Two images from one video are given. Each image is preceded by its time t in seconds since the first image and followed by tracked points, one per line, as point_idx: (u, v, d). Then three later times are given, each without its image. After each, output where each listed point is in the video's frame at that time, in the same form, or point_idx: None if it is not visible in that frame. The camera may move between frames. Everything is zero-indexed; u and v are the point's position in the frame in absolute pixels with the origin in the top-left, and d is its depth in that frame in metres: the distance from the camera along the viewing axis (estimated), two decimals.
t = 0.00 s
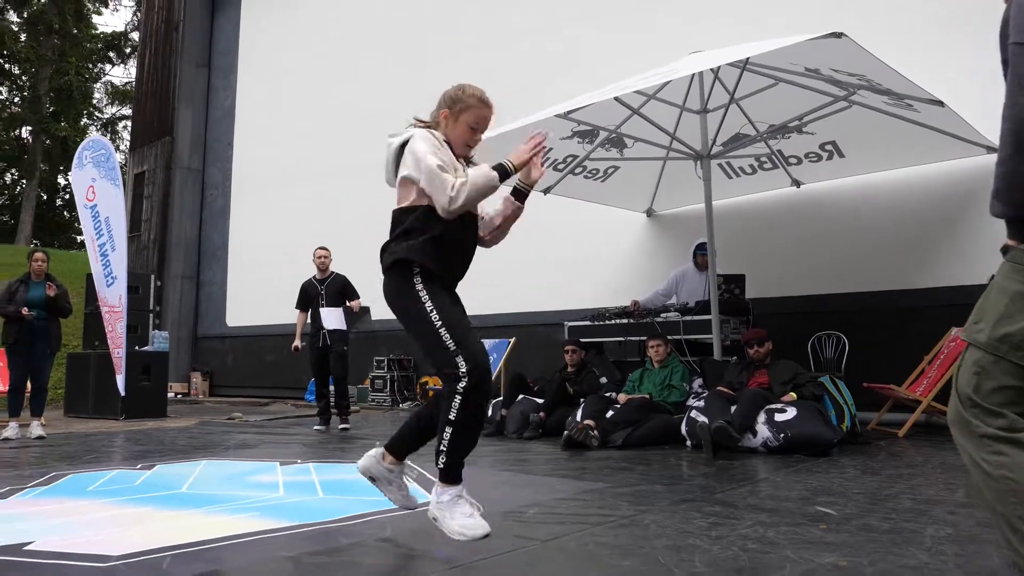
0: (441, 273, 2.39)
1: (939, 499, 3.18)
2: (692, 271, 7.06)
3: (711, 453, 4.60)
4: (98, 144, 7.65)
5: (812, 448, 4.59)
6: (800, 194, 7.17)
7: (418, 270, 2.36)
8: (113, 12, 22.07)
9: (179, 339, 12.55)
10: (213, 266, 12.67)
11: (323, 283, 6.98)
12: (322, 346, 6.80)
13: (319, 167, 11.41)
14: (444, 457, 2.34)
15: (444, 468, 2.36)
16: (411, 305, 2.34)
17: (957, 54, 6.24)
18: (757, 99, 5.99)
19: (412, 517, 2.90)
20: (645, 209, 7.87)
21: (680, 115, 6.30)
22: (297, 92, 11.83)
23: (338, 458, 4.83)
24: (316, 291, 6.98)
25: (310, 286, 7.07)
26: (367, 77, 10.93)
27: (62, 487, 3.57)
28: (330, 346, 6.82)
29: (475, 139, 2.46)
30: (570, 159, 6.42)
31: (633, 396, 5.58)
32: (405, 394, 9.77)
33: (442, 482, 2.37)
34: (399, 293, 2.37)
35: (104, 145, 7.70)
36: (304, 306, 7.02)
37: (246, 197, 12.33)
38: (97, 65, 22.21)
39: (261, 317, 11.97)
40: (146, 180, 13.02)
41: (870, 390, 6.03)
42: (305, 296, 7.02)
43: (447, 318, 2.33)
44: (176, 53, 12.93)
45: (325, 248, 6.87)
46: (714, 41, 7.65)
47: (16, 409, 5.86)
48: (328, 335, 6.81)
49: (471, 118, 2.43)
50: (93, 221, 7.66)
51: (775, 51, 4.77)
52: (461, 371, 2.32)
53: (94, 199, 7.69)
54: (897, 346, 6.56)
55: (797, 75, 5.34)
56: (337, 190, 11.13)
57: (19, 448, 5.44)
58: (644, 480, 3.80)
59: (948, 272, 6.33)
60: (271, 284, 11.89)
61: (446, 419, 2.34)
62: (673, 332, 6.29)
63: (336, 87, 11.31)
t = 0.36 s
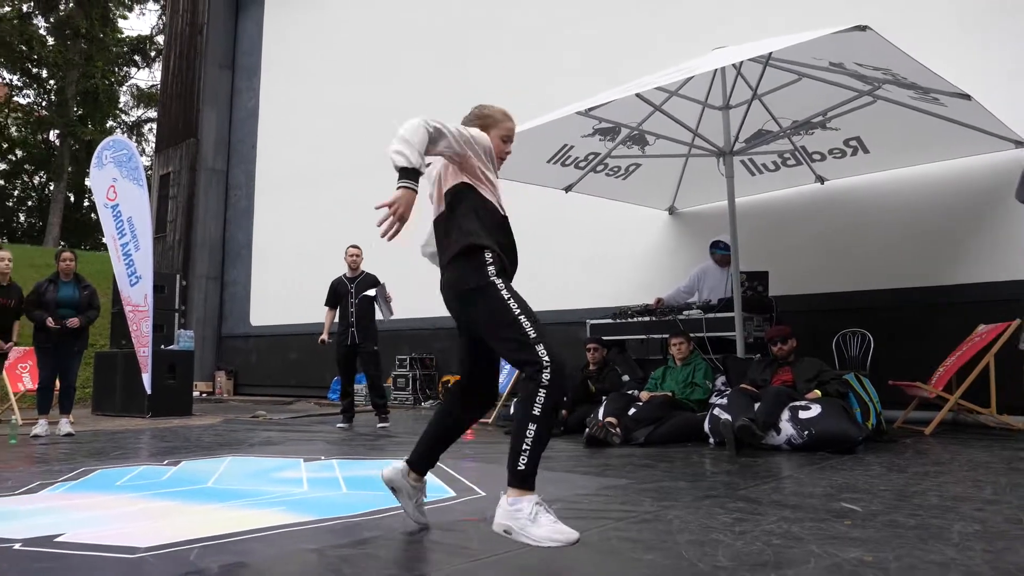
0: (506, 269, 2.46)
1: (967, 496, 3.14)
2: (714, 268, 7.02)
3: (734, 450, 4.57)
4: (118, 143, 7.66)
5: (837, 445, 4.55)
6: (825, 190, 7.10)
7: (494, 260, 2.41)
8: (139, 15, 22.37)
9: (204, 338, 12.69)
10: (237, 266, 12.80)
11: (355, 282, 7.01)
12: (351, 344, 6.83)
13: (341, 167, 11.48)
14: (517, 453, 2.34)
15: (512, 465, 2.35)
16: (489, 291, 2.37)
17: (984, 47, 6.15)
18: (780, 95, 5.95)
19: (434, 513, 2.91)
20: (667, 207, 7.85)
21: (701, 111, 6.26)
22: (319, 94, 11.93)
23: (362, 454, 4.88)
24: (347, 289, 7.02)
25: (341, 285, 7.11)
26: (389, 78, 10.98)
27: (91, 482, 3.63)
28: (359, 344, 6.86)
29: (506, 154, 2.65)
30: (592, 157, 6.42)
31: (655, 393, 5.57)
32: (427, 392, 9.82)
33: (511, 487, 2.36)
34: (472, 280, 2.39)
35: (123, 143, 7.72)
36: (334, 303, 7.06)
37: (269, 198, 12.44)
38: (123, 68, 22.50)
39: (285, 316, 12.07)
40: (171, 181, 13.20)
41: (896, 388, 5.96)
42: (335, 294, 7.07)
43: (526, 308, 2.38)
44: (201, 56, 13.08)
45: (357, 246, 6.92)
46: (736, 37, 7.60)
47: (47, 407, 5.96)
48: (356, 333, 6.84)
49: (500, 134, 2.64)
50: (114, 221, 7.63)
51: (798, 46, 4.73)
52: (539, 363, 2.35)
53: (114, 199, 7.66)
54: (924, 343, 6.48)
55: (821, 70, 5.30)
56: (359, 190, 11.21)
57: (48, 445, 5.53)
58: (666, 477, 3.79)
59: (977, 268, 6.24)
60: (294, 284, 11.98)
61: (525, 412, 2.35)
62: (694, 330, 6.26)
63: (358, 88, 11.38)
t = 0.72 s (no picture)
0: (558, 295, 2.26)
1: (973, 496, 3.13)
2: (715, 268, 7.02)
3: (740, 451, 4.56)
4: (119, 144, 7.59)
5: (843, 445, 4.54)
6: (832, 189, 7.07)
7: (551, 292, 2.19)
8: (144, 19, 22.45)
9: (211, 340, 12.73)
10: (243, 268, 12.84)
11: (376, 282, 6.95)
12: (368, 344, 6.78)
13: (346, 169, 11.50)
14: (523, 500, 2.10)
15: (518, 514, 2.10)
16: (544, 325, 2.14)
17: (990, 46, 6.12)
18: (785, 94, 5.93)
19: (439, 514, 2.91)
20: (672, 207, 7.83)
21: (706, 111, 6.25)
22: (324, 95, 11.94)
23: (368, 456, 4.88)
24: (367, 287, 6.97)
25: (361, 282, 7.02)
26: (394, 79, 11.00)
27: (97, 485, 3.64)
28: (376, 344, 6.80)
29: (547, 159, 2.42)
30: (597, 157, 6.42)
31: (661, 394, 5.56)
32: (433, 393, 9.82)
33: (507, 525, 2.11)
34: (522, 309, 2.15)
35: (123, 144, 7.65)
36: (355, 303, 7.03)
37: (275, 200, 12.47)
38: (129, 71, 22.57)
39: (291, 317, 12.09)
40: (177, 184, 13.24)
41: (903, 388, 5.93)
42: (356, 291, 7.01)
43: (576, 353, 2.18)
44: (207, 59, 13.11)
45: (381, 247, 6.90)
46: (741, 37, 7.59)
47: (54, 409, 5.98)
48: (373, 333, 6.78)
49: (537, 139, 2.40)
50: (115, 223, 7.57)
51: (803, 45, 4.72)
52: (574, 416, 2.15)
53: (116, 199, 7.59)
54: (931, 342, 6.45)
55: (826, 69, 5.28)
56: (364, 192, 11.22)
57: (55, 447, 5.55)
58: (672, 477, 3.78)
59: (986, 267, 6.20)
60: (300, 285, 12.01)
61: (551, 465, 2.12)
62: (701, 330, 6.28)
63: (363, 90, 11.40)
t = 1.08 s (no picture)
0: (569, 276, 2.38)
1: (962, 496, 3.14)
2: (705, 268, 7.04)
3: (732, 451, 4.57)
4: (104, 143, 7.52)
5: (835, 446, 4.56)
6: (825, 190, 7.09)
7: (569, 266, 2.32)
8: (137, 18, 22.36)
9: (203, 341, 12.68)
10: (236, 268, 12.81)
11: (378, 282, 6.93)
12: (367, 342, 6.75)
13: (339, 169, 11.48)
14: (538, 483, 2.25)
15: (532, 496, 2.26)
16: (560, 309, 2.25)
17: (982, 48, 6.15)
18: (777, 95, 5.94)
19: (430, 515, 2.91)
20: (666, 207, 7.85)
21: (699, 112, 6.26)
22: (317, 96, 11.92)
23: (361, 457, 4.88)
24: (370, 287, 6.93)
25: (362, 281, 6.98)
26: (387, 80, 10.98)
27: (88, 487, 3.62)
28: (376, 345, 6.79)
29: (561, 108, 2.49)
30: (590, 157, 6.41)
31: (653, 394, 5.57)
32: (426, 394, 9.81)
33: (523, 509, 2.27)
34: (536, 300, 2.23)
35: (108, 142, 7.57)
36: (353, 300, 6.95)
37: (268, 200, 12.44)
38: (121, 71, 22.48)
39: (285, 318, 12.06)
40: (169, 184, 13.20)
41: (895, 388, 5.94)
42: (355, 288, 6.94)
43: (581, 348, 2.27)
44: (200, 59, 13.07)
45: (386, 247, 6.90)
46: (734, 39, 7.60)
47: (45, 411, 5.95)
48: (375, 333, 6.77)
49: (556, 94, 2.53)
50: (102, 222, 7.46)
51: (796, 46, 4.73)
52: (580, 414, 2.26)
53: (102, 199, 7.47)
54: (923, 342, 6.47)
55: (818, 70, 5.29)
56: (357, 192, 11.20)
57: (45, 449, 5.52)
58: (664, 478, 3.79)
59: (978, 267, 6.22)
60: (293, 286, 11.98)
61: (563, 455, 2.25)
62: (693, 330, 6.33)
63: (356, 90, 11.38)
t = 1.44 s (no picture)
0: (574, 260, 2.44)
1: (950, 491, 3.16)
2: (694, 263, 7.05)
3: (721, 447, 4.60)
4: (91, 138, 7.50)
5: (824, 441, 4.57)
6: (815, 186, 7.11)
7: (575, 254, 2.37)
8: (125, 12, 22.19)
9: (194, 338, 12.63)
10: (227, 264, 12.76)
11: (372, 279, 6.87)
12: (360, 340, 6.75)
13: (330, 165, 11.44)
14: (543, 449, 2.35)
15: (543, 471, 2.36)
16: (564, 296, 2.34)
17: (972, 45, 6.16)
18: (767, 92, 5.95)
19: (421, 513, 2.91)
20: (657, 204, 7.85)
21: (690, 109, 6.27)
22: (308, 91, 11.87)
23: (353, 454, 4.87)
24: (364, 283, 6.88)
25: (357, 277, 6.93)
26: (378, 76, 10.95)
27: (77, 485, 3.61)
28: (369, 341, 6.77)
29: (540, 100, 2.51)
30: (582, 153, 6.40)
31: (644, 390, 5.58)
32: (418, 390, 9.81)
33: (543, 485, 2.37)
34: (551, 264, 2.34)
35: (95, 137, 7.54)
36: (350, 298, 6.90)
37: (260, 196, 12.40)
38: (110, 65, 22.31)
39: (276, 314, 12.03)
40: (159, 180, 13.13)
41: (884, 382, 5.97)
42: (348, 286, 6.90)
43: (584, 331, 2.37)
44: (189, 55, 12.99)
45: (379, 243, 6.89)
46: (725, 35, 7.60)
47: (33, 409, 5.93)
48: (369, 330, 6.76)
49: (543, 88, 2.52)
50: (89, 218, 7.41)
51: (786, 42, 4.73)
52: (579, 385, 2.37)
53: (88, 194, 7.42)
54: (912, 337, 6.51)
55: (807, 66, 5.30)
56: (348, 188, 11.16)
57: (34, 447, 5.50)
58: (654, 474, 3.80)
59: (967, 262, 6.25)
60: (284, 282, 11.95)
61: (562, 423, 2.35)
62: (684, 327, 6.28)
63: (347, 86, 11.33)
